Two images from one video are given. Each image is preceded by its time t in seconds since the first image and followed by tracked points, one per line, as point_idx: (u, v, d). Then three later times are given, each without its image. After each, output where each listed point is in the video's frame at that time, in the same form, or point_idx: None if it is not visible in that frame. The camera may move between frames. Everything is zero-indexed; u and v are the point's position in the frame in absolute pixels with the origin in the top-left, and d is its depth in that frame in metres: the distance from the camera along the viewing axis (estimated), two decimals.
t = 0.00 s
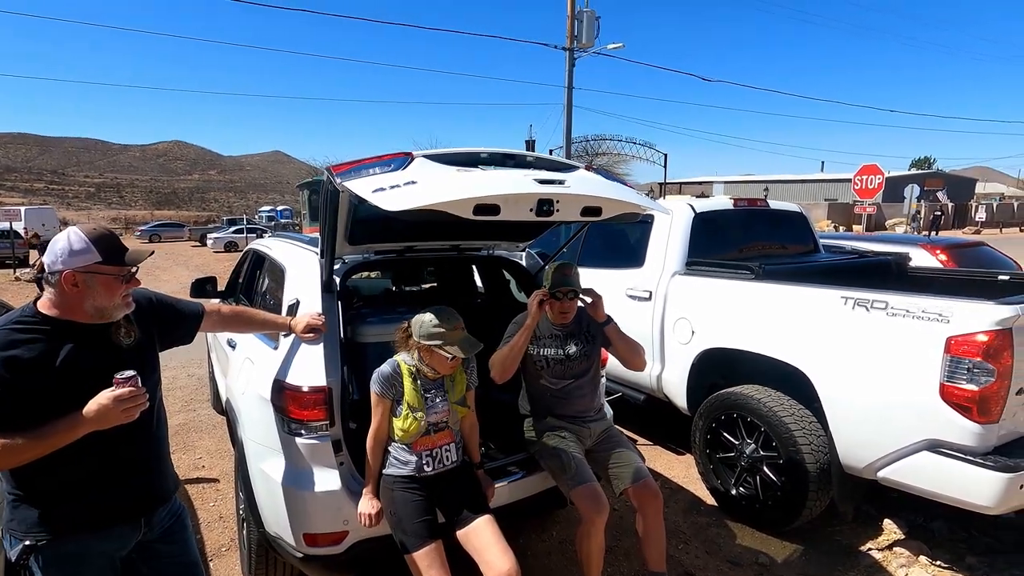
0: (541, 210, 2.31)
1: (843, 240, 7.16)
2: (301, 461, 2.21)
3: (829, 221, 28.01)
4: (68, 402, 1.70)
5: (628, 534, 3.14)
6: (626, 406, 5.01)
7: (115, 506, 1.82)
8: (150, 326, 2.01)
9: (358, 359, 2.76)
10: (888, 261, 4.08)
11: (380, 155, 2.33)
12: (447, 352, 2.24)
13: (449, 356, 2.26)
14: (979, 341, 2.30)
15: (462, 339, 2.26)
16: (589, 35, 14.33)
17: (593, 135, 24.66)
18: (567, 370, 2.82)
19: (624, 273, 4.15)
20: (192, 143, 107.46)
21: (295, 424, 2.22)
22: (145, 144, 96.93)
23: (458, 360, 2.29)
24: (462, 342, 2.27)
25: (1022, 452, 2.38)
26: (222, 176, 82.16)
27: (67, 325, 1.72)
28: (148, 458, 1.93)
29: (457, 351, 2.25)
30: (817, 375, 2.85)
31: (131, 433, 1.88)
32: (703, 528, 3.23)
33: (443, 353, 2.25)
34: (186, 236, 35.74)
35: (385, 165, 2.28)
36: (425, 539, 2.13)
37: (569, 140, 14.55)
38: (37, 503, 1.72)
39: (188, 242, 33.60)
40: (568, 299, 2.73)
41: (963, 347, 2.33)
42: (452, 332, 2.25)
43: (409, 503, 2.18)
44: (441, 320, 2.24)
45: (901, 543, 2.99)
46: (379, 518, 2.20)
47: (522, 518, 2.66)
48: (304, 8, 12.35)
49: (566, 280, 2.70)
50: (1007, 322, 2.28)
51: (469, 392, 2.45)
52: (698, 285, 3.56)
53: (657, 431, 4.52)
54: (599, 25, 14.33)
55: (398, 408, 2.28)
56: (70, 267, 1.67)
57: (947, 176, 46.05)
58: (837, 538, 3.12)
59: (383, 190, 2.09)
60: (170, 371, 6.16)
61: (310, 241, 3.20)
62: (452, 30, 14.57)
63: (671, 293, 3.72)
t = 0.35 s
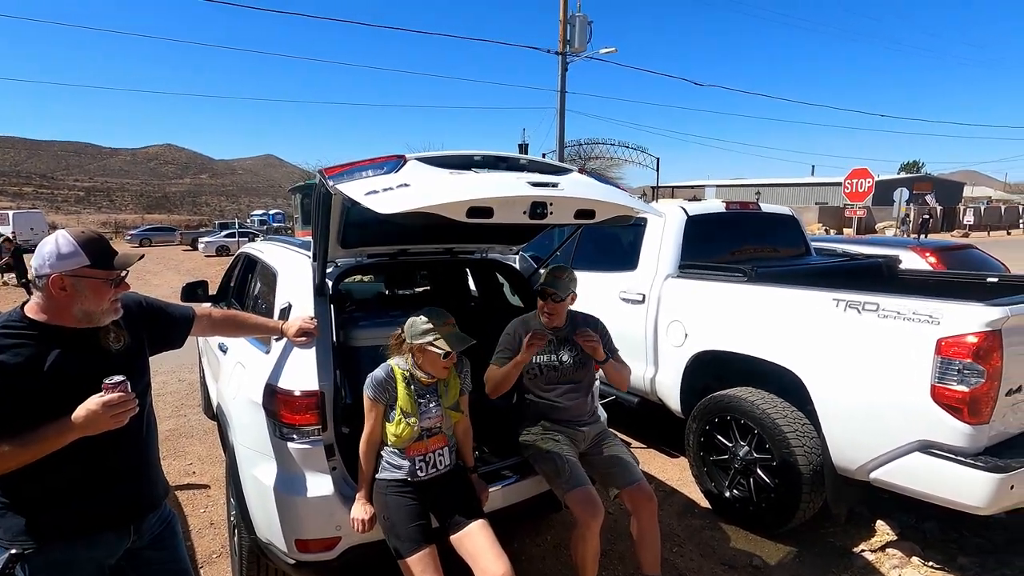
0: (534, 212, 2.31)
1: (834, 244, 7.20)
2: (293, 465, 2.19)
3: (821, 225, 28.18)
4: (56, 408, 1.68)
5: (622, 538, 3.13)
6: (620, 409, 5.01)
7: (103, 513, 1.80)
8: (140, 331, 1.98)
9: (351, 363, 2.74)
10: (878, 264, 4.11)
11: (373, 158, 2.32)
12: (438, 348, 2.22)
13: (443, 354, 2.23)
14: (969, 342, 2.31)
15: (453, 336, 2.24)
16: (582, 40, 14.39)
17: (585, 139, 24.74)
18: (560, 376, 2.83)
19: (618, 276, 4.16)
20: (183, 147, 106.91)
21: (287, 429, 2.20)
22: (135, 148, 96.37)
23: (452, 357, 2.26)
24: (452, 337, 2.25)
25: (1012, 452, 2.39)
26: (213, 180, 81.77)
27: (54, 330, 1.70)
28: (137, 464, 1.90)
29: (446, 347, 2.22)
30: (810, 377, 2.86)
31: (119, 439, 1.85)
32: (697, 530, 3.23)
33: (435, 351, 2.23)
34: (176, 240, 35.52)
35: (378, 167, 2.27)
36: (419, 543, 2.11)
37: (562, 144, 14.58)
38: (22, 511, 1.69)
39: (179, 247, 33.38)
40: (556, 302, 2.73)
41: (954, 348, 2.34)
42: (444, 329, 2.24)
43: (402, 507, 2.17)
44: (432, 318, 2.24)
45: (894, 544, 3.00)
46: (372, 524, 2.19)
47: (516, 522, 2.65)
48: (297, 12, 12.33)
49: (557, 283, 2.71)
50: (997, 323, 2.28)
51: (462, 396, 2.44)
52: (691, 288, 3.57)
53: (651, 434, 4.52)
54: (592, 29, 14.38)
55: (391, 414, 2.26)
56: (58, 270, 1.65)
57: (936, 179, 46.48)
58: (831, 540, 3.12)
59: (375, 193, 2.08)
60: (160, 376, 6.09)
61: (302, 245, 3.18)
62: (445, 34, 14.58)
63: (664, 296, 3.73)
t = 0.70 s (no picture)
0: (529, 213, 2.31)
1: (827, 244, 7.23)
2: (287, 467, 2.18)
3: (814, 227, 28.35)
4: (50, 409, 1.67)
5: (617, 539, 3.13)
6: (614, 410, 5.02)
7: (97, 515, 1.79)
8: (132, 332, 1.97)
9: (345, 364, 2.73)
10: (871, 264, 4.13)
11: (367, 159, 2.31)
12: (424, 352, 2.19)
13: (428, 357, 2.20)
14: (961, 342, 2.32)
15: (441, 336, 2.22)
16: (576, 42, 14.42)
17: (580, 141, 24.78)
18: (555, 377, 2.81)
19: (612, 277, 4.16)
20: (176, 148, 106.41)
21: (280, 431, 2.19)
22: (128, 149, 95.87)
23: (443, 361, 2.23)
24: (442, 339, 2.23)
25: (1003, 452, 2.41)
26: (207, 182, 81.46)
27: (44, 331, 1.68)
28: (129, 467, 1.89)
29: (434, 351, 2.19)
30: (803, 377, 2.87)
31: (111, 441, 1.84)
32: (692, 531, 3.23)
33: (421, 354, 2.20)
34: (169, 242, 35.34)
35: (372, 168, 2.26)
36: (413, 545, 2.11)
37: (557, 145, 14.59)
38: (12, 515, 1.66)
39: (172, 249, 33.20)
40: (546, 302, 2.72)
41: (946, 348, 2.36)
42: (436, 331, 2.22)
43: (396, 509, 2.16)
44: (424, 319, 2.24)
45: (887, 544, 3.01)
46: (367, 524, 2.18)
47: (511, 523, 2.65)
48: (290, 13, 12.27)
49: (549, 282, 2.70)
50: (988, 323, 2.30)
51: (455, 399, 2.42)
52: (685, 288, 3.57)
53: (646, 435, 4.52)
54: (586, 32, 14.41)
55: (384, 418, 2.25)
56: (48, 271, 1.64)
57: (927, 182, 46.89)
58: (825, 540, 3.13)
59: (369, 193, 2.08)
60: (152, 379, 6.05)
61: (296, 246, 3.17)
62: (439, 36, 14.58)
63: (658, 297, 3.74)
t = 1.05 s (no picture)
0: (526, 213, 2.31)
1: (821, 245, 7.27)
2: (283, 469, 2.18)
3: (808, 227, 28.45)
4: (51, 409, 1.67)
5: (614, 539, 3.13)
6: (610, 410, 5.02)
7: (95, 516, 1.79)
8: (127, 333, 1.96)
9: (341, 365, 2.73)
10: (865, 265, 4.15)
11: (363, 159, 2.31)
12: (420, 353, 2.19)
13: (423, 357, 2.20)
14: (954, 341, 2.34)
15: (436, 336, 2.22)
16: (571, 44, 14.44)
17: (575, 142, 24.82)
18: (553, 380, 2.80)
19: (608, 277, 4.17)
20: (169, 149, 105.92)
21: (276, 432, 2.18)
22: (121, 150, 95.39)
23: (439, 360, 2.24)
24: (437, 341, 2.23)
25: (996, 450, 2.43)
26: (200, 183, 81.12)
27: (38, 333, 1.67)
28: (124, 469, 1.88)
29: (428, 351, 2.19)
30: (799, 376, 2.88)
31: (106, 444, 1.83)
32: (689, 531, 3.24)
33: (417, 354, 2.20)
34: (163, 243, 35.16)
35: (369, 168, 2.26)
36: (410, 546, 2.10)
37: (552, 146, 14.61)
38: (6, 519, 1.65)
39: (165, 250, 33.03)
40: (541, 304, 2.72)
41: (939, 348, 2.37)
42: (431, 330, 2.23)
43: (393, 510, 2.16)
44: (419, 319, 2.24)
45: (882, 543, 3.03)
46: (363, 526, 2.17)
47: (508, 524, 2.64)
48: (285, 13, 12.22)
49: (543, 286, 2.69)
50: (981, 322, 2.32)
51: (450, 399, 2.42)
52: (681, 289, 3.58)
53: (642, 435, 4.53)
54: (581, 33, 14.44)
55: (379, 417, 2.23)
56: (42, 273, 1.63)
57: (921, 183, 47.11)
58: (820, 539, 3.14)
59: (366, 194, 2.07)
60: (147, 380, 6.01)
61: (292, 246, 3.16)
62: (434, 37, 14.57)
63: (654, 298, 3.74)
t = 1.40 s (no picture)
0: (521, 216, 2.31)
1: (815, 247, 7.29)
2: (278, 473, 2.16)
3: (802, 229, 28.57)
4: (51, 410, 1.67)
5: (610, 541, 3.13)
6: (606, 412, 5.02)
7: (92, 519, 1.78)
8: (120, 336, 1.95)
9: (337, 369, 2.72)
10: (858, 267, 4.17)
11: (359, 162, 2.30)
12: (416, 354, 2.19)
13: (421, 360, 2.19)
14: (948, 343, 2.35)
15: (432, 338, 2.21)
16: (566, 46, 14.46)
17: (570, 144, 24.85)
18: (549, 385, 2.80)
19: (603, 280, 4.18)
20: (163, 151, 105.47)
21: (271, 435, 2.17)
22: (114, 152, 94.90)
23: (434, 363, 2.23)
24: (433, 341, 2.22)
25: (989, 451, 2.44)
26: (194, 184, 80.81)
27: (31, 337, 1.66)
28: (117, 474, 1.86)
29: (426, 352, 2.19)
30: (794, 378, 2.89)
31: (100, 449, 1.81)
32: (685, 533, 3.24)
33: (413, 356, 2.19)
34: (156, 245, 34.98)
35: (364, 171, 2.26)
36: (407, 549, 2.09)
37: (547, 148, 14.62)
38: None
39: (159, 253, 32.85)
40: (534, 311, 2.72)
41: (933, 350, 2.38)
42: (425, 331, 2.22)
43: (389, 514, 2.14)
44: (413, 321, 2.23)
45: (877, 544, 3.04)
46: (358, 530, 2.17)
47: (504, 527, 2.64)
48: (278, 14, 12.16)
49: (535, 292, 2.69)
50: (974, 324, 2.33)
51: (446, 402, 2.40)
52: (676, 291, 3.59)
53: (637, 438, 4.53)
54: (576, 36, 14.48)
55: (373, 418, 2.22)
56: (35, 276, 1.62)
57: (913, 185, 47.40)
58: (815, 540, 3.15)
59: (361, 196, 2.07)
60: (139, 384, 5.97)
61: (287, 249, 3.15)
62: (429, 39, 14.57)
63: (650, 300, 3.75)
